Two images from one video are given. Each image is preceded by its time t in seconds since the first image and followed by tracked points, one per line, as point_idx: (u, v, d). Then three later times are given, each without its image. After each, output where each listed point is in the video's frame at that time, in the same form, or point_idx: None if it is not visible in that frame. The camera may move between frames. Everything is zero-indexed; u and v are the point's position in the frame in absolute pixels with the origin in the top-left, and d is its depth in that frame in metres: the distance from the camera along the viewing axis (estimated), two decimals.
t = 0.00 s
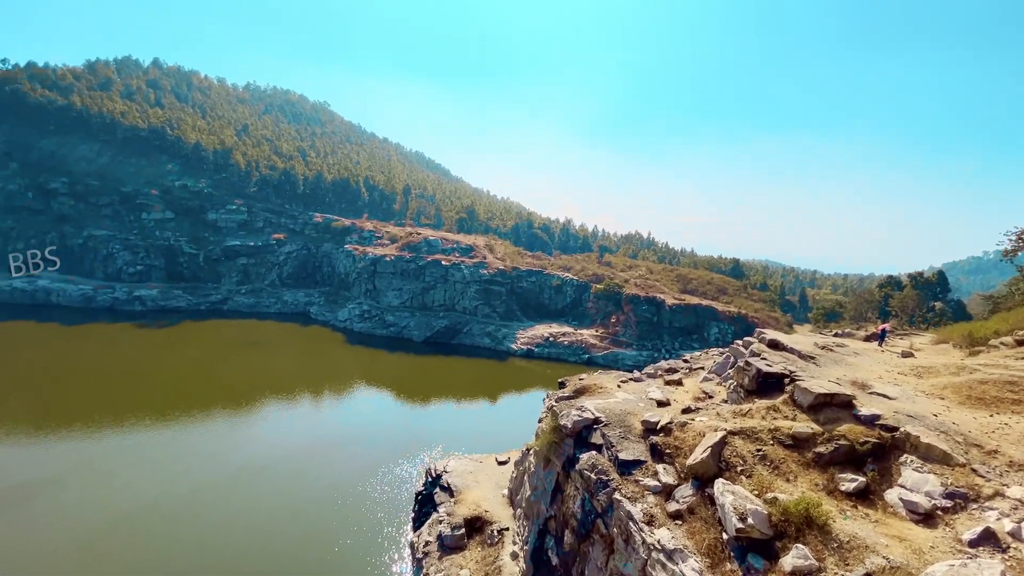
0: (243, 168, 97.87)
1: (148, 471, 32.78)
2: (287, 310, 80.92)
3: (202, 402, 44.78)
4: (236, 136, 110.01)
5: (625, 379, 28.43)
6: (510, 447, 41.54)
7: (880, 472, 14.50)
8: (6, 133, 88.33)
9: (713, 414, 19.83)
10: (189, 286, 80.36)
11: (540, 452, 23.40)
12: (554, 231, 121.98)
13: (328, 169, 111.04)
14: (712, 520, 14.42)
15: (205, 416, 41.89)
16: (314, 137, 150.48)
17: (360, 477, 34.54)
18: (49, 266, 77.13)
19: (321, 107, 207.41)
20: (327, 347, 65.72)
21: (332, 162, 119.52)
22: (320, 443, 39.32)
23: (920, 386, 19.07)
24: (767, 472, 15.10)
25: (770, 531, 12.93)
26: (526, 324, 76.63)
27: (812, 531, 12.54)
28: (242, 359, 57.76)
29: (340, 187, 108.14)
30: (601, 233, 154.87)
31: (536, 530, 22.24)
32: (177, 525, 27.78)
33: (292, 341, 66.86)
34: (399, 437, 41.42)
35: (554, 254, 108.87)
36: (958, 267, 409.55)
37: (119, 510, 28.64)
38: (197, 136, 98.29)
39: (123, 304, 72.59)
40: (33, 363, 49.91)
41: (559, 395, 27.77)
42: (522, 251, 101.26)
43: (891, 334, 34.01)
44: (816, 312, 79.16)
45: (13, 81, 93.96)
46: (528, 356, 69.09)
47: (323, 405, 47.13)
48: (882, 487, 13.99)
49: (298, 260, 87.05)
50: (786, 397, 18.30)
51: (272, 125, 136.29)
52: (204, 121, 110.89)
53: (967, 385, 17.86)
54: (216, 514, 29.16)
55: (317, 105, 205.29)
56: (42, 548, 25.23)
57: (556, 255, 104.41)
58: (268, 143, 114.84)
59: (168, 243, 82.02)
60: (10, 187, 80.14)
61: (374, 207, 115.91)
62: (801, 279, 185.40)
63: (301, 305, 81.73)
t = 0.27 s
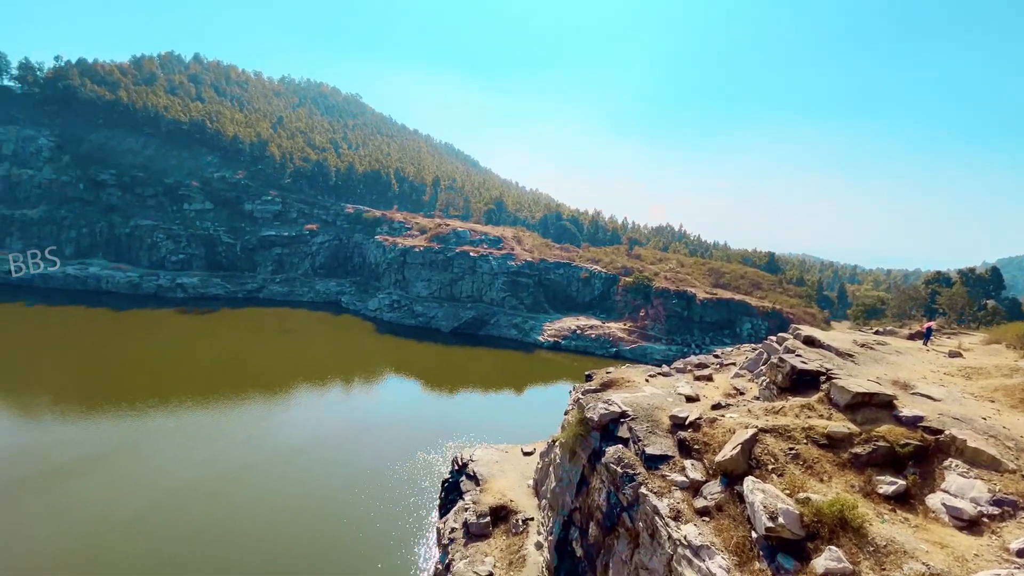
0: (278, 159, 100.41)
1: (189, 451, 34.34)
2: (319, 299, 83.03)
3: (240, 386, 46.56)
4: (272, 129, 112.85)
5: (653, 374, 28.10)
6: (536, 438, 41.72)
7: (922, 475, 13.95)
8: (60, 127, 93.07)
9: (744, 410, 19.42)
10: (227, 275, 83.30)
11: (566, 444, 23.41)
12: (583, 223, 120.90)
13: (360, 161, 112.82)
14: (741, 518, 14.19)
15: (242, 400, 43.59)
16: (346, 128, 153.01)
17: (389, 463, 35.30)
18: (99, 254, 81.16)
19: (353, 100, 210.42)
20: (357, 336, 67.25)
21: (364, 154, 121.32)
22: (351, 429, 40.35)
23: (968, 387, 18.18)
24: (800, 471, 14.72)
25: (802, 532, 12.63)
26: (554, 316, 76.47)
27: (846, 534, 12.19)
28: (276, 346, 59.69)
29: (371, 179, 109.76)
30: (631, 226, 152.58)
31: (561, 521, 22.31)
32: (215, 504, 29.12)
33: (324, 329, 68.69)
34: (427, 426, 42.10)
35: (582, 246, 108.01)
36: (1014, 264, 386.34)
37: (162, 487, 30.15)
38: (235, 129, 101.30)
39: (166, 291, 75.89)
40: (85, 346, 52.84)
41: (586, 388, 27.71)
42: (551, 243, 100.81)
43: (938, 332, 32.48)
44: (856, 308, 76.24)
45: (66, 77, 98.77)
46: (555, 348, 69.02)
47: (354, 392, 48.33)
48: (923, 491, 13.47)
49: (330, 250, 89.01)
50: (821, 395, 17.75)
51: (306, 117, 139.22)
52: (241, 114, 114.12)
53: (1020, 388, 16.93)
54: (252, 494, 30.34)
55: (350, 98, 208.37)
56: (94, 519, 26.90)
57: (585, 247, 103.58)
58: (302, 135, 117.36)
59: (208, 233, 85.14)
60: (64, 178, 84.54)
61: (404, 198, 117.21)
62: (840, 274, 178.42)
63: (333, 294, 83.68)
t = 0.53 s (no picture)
0: (317, 151, 102.88)
1: (233, 433, 35.95)
2: (356, 288, 85.06)
3: (280, 371, 48.34)
4: (311, 121, 115.59)
5: (688, 369, 27.56)
6: (567, 430, 41.68)
7: (976, 482, 13.25)
8: (116, 121, 98.13)
9: (782, 408, 18.85)
10: (269, 263, 86.34)
11: (597, 437, 23.29)
12: (618, 214, 119.00)
13: (396, 152, 114.28)
14: (777, 518, 13.85)
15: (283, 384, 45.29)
16: (382, 120, 155.11)
17: (422, 450, 35.93)
18: (151, 242, 85.50)
19: (389, 91, 212.94)
20: (392, 324, 68.65)
21: (399, 145, 122.81)
22: (385, 415, 41.29)
23: None
24: (842, 473, 14.20)
25: (842, 535, 12.23)
26: (586, 308, 75.91)
27: (890, 539, 11.73)
28: (315, 333, 61.59)
29: (406, 169, 111.11)
30: (668, 217, 149.22)
31: (590, 513, 22.28)
32: (257, 485, 30.23)
33: (360, 318, 70.41)
34: (458, 414, 42.63)
35: (616, 237, 106.44)
36: None
37: (209, 466, 31.69)
38: (277, 121, 104.31)
39: (212, 278, 79.36)
40: (139, 329, 55.94)
41: (618, 381, 27.46)
42: (584, 234, 99.82)
43: (998, 332, 30.55)
44: (907, 305, 72.47)
45: (122, 73, 103.89)
46: (587, 340, 68.59)
47: (388, 379, 49.42)
48: (976, 499, 12.79)
49: (366, 240, 90.90)
50: (867, 395, 17.03)
51: (344, 109, 141.85)
52: (283, 107, 117.31)
53: None
54: (291, 476, 31.49)
55: (386, 90, 210.95)
56: (147, 495, 28.39)
57: (619, 239, 102.10)
58: (340, 127, 119.72)
59: (251, 222, 88.34)
60: (120, 170, 89.27)
61: (439, 189, 118.18)
62: (891, 269, 169.49)
63: (368, 283, 85.57)
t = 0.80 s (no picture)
0: (359, 141, 105.07)
1: (278, 413, 37.74)
2: (394, 276, 86.87)
3: (323, 355, 50.17)
4: (353, 112, 118.06)
5: (728, 364, 26.85)
6: (601, 422, 41.46)
7: None
8: (172, 115, 103.18)
9: (829, 408, 18.12)
10: (312, 251, 89.24)
11: (632, 430, 23.09)
12: (658, 204, 116.31)
13: (434, 142, 115.35)
14: (820, 521, 13.41)
15: (325, 368, 47.05)
16: (421, 110, 156.66)
17: (456, 436, 36.64)
18: (204, 230, 89.84)
19: (429, 81, 214.56)
20: (429, 313, 69.80)
21: (438, 135, 123.86)
22: (421, 401, 42.29)
23: None
24: (891, 477, 13.58)
25: (891, 542, 11.73)
26: (623, 301, 74.92)
27: (945, 549, 11.16)
28: (355, 319, 63.46)
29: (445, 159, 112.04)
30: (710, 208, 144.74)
31: (624, 506, 22.16)
32: (301, 465, 31.41)
33: (398, 306, 71.95)
34: (492, 403, 43.15)
35: (656, 228, 104.21)
36: None
37: (256, 443, 33.46)
38: (320, 113, 107.08)
39: (260, 265, 82.80)
40: (194, 313, 59.06)
41: (654, 375, 27.07)
42: (622, 225, 98.22)
43: None
44: (970, 303, 67.93)
45: (178, 69, 109.00)
46: (623, 333, 67.78)
47: (424, 366, 50.41)
48: None
49: (405, 229, 92.51)
50: (923, 396, 16.14)
51: (385, 100, 144.05)
52: (326, 99, 120.27)
53: None
54: (332, 456, 32.82)
55: (426, 80, 212.65)
56: (200, 472, 29.99)
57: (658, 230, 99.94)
58: (381, 118, 121.82)
59: (296, 212, 91.42)
60: (176, 162, 93.98)
61: (476, 178, 118.72)
62: (953, 264, 158.98)
63: (407, 272, 87.20)
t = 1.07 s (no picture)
0: (400, 132, 106.59)
1: (320, 395, 39.27)
2: (433, 265, 88.17)
3: (364, 341, 51.65)
4: (395, 103, 119.75)
5: (773, 360, 25.92)
6: (637, 415, 40.96)
7: None
8: (225, 108, 107.68)
9: (882, 409, 17.22)
10: (355, 240, 91.66)
11: (669, 425, 22.68)
12: (702, 194, 112.69)
13: (474, 132, 115.68)
14: (869, 526, 12.83)
15: (365, 353, 48.44)
16: (462, 100, 157.23)
17: (491, 424, 37.06)
18: (254, 218, 93.78)
19: (469, 71, 214.67)
20: (466, 302, 70.53)
21: (478, 125, 124.11)
22: (457, 388, 42.96)
23: None
24: (950, 484, 12.81)
25: (947, 552, 11.08)
26: (662, 293, 73.38)
27: (1007, 563, 10.46)
28: (395, 307, 64.93)
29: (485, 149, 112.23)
30: (757, 198, 139.11)
31: (659, 501, 21.89)
32: (337, 449, 32.42)
33: (437, 294, 73.04)
34: (528, 392, 43.33)
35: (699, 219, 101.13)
36: None
37: (300, 424, 34.98)
38: (363, 104, 109.21)
39: (305, 253, 85.81)
40: (245, 298, 61.96)
41: (694, 369, 26.44)
42: (664, 215, 95.85)
43: None
44: None
45: (230, 63, 113.42)
46: (662, 326, 66.50)
47: (461, 354, 51.14)
48: None
49: (444, 219, 93.54)
50: (989, 401, 15.09)
51: (426, 90, 145.30)
52: (369, 90, 122.43)
53: None
54: (370, 439, 33.94)
55: (466, 69, 212.94)
56: (243, 450, 31.53)
57: (702, 221, 97.00)
58: (422, 108, 123.10)
59: (339, 201, 93.99)
60: (228, 152, 98.20)
61: (515, 168, 118.44)
62: None
63: (445, 261, 88.30)
